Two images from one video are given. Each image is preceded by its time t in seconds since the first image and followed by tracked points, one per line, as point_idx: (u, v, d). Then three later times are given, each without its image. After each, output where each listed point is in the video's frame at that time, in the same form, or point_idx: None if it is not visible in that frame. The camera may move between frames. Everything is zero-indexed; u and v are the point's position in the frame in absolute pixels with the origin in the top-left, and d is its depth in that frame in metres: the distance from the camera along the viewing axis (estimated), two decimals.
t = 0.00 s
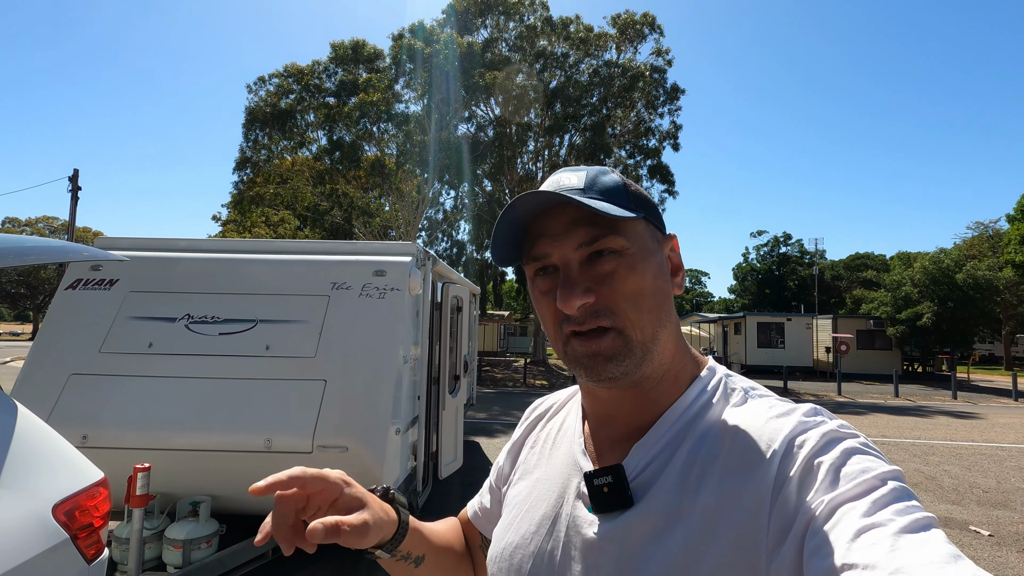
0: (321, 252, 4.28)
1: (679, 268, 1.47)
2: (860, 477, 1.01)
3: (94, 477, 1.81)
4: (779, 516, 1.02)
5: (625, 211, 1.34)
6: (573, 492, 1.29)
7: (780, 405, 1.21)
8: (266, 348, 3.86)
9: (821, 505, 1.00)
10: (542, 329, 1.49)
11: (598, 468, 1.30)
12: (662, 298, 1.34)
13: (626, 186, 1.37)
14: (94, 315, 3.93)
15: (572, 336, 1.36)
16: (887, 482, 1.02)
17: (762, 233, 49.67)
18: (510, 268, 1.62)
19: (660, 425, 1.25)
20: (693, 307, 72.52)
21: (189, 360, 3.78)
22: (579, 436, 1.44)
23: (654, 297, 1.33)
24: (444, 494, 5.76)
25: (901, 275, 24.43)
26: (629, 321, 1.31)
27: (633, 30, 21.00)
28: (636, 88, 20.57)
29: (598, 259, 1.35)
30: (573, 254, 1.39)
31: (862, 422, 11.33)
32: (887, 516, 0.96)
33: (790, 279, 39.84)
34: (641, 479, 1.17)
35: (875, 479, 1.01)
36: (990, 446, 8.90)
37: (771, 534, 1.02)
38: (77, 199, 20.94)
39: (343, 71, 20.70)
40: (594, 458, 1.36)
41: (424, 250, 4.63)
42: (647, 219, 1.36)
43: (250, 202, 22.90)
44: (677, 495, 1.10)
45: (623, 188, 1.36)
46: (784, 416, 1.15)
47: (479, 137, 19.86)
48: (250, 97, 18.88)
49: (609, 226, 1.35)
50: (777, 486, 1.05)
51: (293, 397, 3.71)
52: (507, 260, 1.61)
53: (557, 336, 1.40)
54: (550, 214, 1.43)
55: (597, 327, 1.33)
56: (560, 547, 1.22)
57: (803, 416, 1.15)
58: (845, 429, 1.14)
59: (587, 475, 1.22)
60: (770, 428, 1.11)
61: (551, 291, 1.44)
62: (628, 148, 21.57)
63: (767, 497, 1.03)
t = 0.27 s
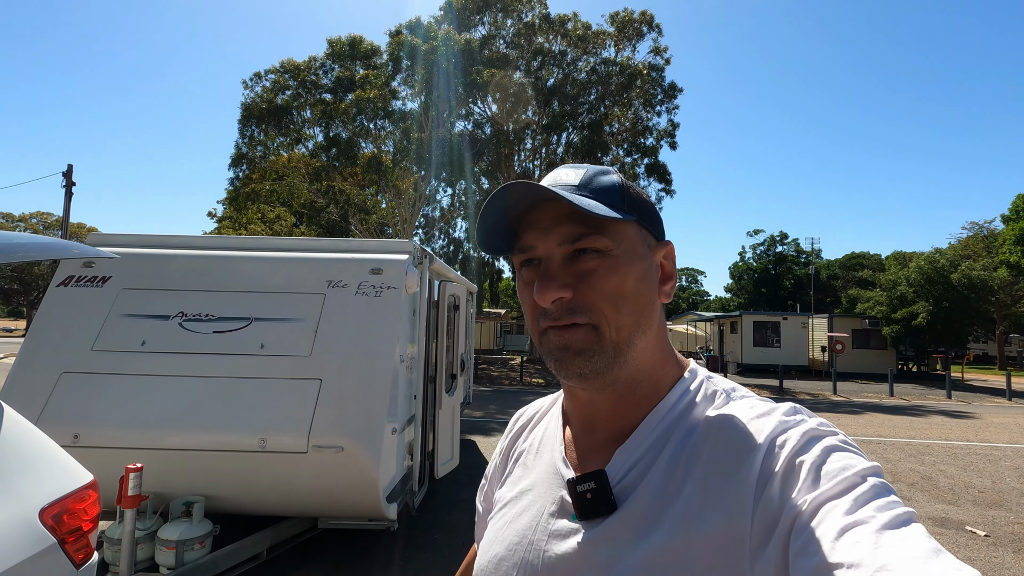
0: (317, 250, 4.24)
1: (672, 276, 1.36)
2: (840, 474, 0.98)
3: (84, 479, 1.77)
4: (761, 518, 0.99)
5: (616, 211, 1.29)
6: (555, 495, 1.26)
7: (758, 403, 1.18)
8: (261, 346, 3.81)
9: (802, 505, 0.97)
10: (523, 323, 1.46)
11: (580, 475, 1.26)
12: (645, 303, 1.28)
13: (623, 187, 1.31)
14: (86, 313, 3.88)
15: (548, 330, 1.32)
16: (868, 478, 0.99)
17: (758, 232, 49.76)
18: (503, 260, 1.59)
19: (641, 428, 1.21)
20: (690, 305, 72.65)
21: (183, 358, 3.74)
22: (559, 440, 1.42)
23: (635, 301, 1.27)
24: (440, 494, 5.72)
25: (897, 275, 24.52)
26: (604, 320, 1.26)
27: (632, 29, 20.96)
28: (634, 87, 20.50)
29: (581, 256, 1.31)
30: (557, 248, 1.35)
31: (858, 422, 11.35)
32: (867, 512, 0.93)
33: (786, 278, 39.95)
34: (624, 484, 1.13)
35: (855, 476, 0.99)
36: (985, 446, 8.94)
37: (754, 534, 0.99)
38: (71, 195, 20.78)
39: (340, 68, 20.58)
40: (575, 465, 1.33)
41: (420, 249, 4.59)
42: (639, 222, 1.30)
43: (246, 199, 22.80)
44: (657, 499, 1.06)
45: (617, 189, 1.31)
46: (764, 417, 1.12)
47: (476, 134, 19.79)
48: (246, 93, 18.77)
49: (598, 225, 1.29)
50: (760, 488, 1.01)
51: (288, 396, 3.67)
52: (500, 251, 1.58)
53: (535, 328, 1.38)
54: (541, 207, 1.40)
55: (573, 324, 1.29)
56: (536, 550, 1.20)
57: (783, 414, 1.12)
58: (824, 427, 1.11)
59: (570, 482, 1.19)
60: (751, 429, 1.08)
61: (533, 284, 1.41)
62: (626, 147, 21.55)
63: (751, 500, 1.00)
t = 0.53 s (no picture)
0: (313, 249, 4.22)
1: (643, 292, 1.32)
2: (809, 475, 0.98)
3: (80, 485, 1.76)
4: (729, 517, 0.97)
5: (589, 220, 1.26)
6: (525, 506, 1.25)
7: (726, 408, 1.16)
8: (257, 347, 3.80)
9: (772, 506, 0.96)
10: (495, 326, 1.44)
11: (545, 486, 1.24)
12: (614, 314, 1.26)
13: (600, 200, 1.29)
14: (80, 312, 3.84)
15: (519, 335, 1.31)
16: (833, 477, 1.00)
17: (752, 231, 49.97)
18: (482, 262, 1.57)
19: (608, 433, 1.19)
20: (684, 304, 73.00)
21: (178, 358, 3.72)
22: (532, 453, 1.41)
23: (605, 311, 1.24)
24: (436, 493, 5.72)
25: (890, 274, 24.70)
26: (571, 328, 1.24)
27: (628, 27, 20.95)
28: (629, 85, 20.50)
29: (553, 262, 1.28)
30: (529, 253, 1.33)
31: (851, 420, 11.44)
32: (839, 512, 0.93)
33: (780, 277, 40.15)
34: (590, 489, 1.11)
35: (822, 476, 0.98)
36: (976, 444, 9.01)
37: (719, 533, 0.96)
38: (62, 191, 20.59)
39: (335, 64, 20.48)
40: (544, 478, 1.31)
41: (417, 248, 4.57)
42: (612, 234, 1.27)
43: (240, 196, 22.68)
44: (619, 501, 1.03)
45: (594, 201, 1.28)
46: (730, 419, 1.10)
47: (472, 132, 19.75)
48: (240, 89, 18.65)
49: (571, 233, 1.27)
50: (729, 491, 0.99)
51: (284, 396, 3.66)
52: (478, 251, 1.56)
53: (507, 331, 1.36)
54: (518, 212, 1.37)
55: (542, 329, 1.28)
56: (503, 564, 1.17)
57: (751, 417, 1.10)
58: (789, 428, 1.11)
59: (538, 491, 1.18)
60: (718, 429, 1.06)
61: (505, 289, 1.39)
62: (621, 145, 21.58)
63: (718, 504, 0.97)
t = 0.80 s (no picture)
0: (314, 249, 4.23)
1: (662, 297, 1.35)
2: (811, 479, 0.97)
3: (91, 486, 1.77)
4: (729, 515, 0.96)
5: (612, 230, 1.29)
6: (540, 496, 1.29)
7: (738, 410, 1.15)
8: (258, 346, 3.81)
9: (773, 508, 0.95)
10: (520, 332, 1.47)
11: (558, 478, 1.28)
12: (636, 321, 1.29)
13: (621, 210, 1.32)
14: (79, 311, 3.83)
15: (544, 342, 1.34)
16: (839, 482, 0.99)
17: (745, 229, 50.20)
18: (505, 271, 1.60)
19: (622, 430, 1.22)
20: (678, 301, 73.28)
21: (180, 357, 3.72)
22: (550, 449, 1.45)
23: (628, 317, 1.28)
24: (435, 491, 5.74)
25: (881, 272, 24.94)
26: (595, 335, 1.28)
27: (624, 25, 20.98)
28: (624, 83, 20.52)
29: (578, 271, 1.31)
30: (555, 262, 1.35)
31: (843, 418, 11.56)
32: (840, 516, 0.93)
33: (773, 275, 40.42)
34: (598, 481, 1.14)
35: (826, 481, 0.98)
36: (966, 442, 9.15)
37: (718, 530, 0.96)
38: (53, 186, 20.39)
39: (330, 60, 20.37)
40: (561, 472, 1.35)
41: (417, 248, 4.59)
42: (635, 243, 1.30)
43: (234, 192, 22.57)
44: (627, 497, 1.06)
45: (617, 211, 1.31)
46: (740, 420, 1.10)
47: (467, 129, 19.76)
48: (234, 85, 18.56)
49: (594, 243, 1.30)
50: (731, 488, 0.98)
51: (285, 395, 3.67)
52: (500, 261, 1.58)
53: (531, 338, 1.39)
54: (541, 223, 1.40)
55: (568, 336, 1.31)
56: (521, 554, 1.21)
57: (758, 422, 1.10)
58: (797, 432, 1.10)
59: (549, 478, 1.21)
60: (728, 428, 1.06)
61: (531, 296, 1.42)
62: (616, 142, 21.64)
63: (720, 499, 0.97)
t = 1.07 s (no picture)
0: (312, 249, 4.22)
1: (688, 310, 1.37)
2: (838, 500, 0.97)
3: (96, 491, 1.77)
4: (751, 534, 0.97)
5: (640, 242, 1.29)
6: (557, 506, 1.31)
7: (761, 426, 1.15)
8: (257, 347, 3.80)
9: (797, 529, 0.95)
10: (543, 341, 1.47)
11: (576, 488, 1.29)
12: (662, 333, 1.29)
13: (650, 221, 1.32)
14: (74, 312, 3.81)
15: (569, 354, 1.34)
16: (865, 504, 0.99)
17: (739, 227, 50.43)
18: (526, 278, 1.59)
19: (643, 443, 1.23)
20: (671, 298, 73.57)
21: (178, 358, 3.71)
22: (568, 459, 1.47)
23: (655, 331, 1.28)
24: (433, 491, 5.76)
25: (872, 271, 25.18)
26: (623, 347, 1.28)
27: (619, 23, 20.99)
28: (619, 81, 20.54)
29: (606, 283, 1.31)
30: (582, 273, 1.35)
31: (835, 415, 11.67)
32: (865, 541, 0.93)
33: (765, 273, 40.71)
34: (617, 495, 1.16)
35: (854, 503, 0.98)
36: (956, 439, 9.26)
37: (741, 551, 0.96)
38: (43, 182, 20.16)
39: (323, 57, 20.27)
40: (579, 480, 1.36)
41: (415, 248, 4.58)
42: (663, 255, 1.31)
43: (227, 189, 22.45)
44: (650, 512, 1.07)
45: (643, 222, 1.31)
46: (764, 436, 1.10)
47: (462, 126, 19.76)
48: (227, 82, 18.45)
49: (622, 255, 1.30)
50: (753, 509, 0.99)
51: (284, 396, 3.67)
52: (522, 269, 1.58)
53: (557, 348, 1.39)
54: (568, 232, 1.40)
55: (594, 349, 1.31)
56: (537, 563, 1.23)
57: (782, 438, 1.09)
58: (822, 449, 1.09)
59: (566, 488, 1.23)
60: (753, 445, 1.06)
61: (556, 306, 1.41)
62: (611, 140, 21.67)
63: (740, 520, 0.98)
